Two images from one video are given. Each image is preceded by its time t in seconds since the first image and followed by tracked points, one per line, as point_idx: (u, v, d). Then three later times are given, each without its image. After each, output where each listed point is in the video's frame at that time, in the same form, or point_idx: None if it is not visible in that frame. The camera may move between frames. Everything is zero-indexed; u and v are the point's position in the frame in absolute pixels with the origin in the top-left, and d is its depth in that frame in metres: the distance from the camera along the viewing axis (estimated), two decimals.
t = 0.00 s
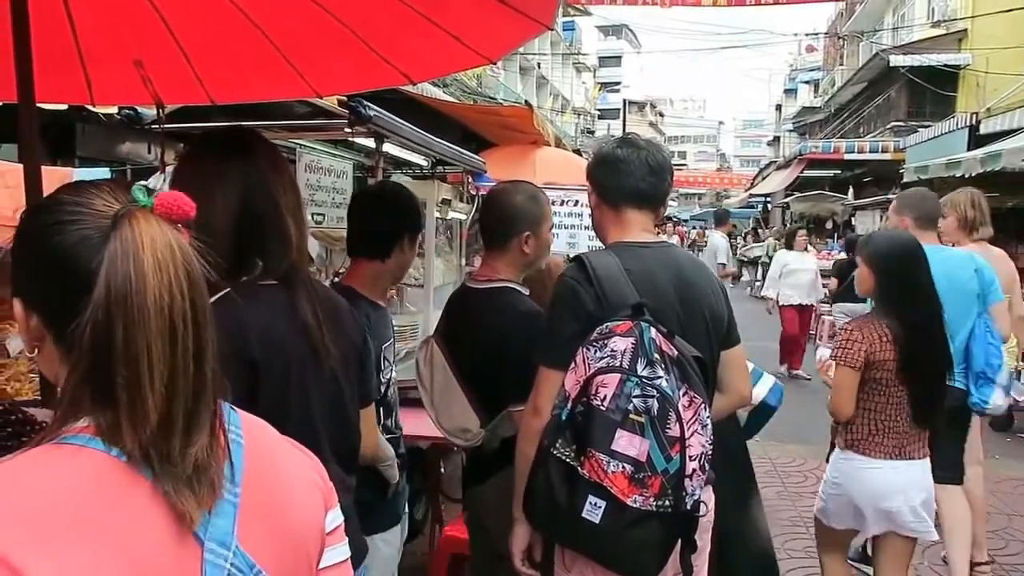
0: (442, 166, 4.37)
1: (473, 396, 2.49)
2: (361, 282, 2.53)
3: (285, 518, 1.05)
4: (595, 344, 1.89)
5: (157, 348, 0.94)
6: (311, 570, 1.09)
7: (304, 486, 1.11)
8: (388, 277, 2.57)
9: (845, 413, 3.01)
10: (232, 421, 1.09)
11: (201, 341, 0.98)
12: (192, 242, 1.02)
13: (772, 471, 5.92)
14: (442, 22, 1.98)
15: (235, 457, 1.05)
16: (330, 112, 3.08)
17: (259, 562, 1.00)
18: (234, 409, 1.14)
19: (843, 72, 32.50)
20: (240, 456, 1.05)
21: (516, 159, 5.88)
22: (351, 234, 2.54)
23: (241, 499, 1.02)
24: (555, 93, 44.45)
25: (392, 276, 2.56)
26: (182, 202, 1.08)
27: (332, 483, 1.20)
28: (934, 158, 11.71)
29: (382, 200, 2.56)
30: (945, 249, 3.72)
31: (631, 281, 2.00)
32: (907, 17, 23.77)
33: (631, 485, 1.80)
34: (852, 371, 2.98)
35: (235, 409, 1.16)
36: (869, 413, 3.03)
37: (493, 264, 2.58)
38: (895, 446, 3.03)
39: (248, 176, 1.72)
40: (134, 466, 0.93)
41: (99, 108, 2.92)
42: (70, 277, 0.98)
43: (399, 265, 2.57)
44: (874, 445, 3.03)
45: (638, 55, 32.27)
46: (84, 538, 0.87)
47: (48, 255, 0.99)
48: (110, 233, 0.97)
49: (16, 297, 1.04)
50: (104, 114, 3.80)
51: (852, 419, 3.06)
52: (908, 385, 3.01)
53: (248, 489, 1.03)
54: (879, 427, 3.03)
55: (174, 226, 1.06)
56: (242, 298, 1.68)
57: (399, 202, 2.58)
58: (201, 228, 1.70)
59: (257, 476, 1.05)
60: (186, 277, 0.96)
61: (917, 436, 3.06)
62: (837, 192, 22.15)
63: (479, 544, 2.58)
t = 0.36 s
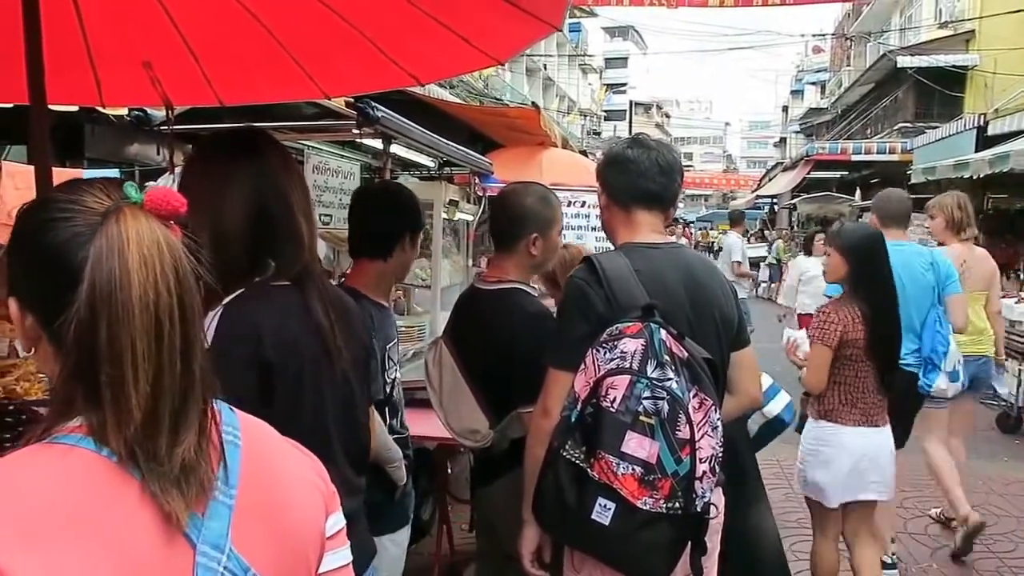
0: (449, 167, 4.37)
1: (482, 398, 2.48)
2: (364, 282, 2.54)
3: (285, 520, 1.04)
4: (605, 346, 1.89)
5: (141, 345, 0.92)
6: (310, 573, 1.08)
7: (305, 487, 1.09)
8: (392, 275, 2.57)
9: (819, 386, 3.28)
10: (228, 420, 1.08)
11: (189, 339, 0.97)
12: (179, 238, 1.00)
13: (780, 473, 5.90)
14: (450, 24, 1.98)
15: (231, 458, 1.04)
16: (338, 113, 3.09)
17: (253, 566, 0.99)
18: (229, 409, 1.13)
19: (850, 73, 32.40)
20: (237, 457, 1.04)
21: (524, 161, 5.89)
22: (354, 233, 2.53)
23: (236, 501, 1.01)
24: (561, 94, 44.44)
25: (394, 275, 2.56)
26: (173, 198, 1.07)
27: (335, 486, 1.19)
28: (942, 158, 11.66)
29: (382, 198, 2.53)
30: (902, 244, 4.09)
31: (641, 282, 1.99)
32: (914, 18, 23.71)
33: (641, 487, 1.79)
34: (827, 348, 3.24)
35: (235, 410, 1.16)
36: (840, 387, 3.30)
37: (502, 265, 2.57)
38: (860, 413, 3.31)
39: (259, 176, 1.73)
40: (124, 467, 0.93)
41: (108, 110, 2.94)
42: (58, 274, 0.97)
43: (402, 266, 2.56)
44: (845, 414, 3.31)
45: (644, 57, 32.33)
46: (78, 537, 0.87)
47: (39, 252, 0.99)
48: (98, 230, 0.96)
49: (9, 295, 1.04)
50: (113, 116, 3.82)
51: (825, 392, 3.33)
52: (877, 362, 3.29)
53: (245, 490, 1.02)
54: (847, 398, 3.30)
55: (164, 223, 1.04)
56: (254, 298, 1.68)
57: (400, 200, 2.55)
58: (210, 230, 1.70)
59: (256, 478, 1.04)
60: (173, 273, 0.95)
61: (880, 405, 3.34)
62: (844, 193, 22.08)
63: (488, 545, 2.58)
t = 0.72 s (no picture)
0: (457, 167, 4.37)
1: (492, 397, 2.49)
2: (371, 281, 2.53)
3: (292, 520, 1.03)
4: (618, 345, 1.89)
5: (140, 340, 0.92)
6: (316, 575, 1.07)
7: (312, 487, 1.09)
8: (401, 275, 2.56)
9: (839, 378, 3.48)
10: (233, 419, 1.08)
11: (190, 335, 0.97)
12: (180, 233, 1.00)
13: (788, 473, 5.89)
14: (460, 23, 1.98)
15: (235, 457, 1.03)
16: (347, 113, 3.10)
17: (256, 569, 0.98)
18: (235, 407, 1.12)
19: (858, 72, 32.31)
20: (241, 457, 1.03)
21: (532, 161, 5.90)
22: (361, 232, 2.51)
23: (239, 502, 0.99)
24: (567, 94, 44.44)
25: (402, 275, 2.55)
26: (176, 194, 1.07)
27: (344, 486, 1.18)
28: (950, 158, 11.64)
29: (393, 197, 2.54)
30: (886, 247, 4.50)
31: (653, 282, 1.99)
32: (921, 17, 23.67)
33: (654, 487, 1.79)
34: (846, 344, 3.47)
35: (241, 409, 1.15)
36: (847, 380, 3.52)
37: (512, 264, 2.57)
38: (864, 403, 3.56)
39: (270, 174, 1.73)
40: (123, 465, 0.93)
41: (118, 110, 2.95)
42: (61, 271, 0.97)
43: (410, 265, 2.56)
44: (853, 403, 3.54)
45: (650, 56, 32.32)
46: (75, 537, 0.87)
47: (42, 249, 0.99)
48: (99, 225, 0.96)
49: (15, 292, 1.04)
50: (124, 116, 3.84)
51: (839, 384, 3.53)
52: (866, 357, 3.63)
53: (249, 490, 1.01)
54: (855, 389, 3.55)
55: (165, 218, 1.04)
56: (264, 297, 1.68)
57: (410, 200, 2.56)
58: (220, 228, 1.71)
59: (262, 478, 1.03)
60: (174, 269, 0.94)
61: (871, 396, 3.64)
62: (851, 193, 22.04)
63: (497, 544, 2.58)
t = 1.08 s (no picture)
0: (466, 164, 4.37)
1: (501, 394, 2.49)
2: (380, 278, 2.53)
3: (306, 518, 1.03)
4: (629, 344, 1.89)
5: (163, 330, 0.93)
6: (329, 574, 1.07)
7: (326, 485, 1.09)
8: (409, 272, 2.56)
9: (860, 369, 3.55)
10: (249, 418, 1.08)
11: (210, 326, 0.98)
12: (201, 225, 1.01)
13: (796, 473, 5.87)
14: (471, 22, 1.98)
15: (249, 454, 1.03)
16: (356, 111, 3.10)
17: (270, 567, 0.98)
18: (250, 404, 1.13)
19: (867, 71, 32.19)
20: (255, 454, 1.03)
21: (540, 159, 5.90)
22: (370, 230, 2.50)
23: (253, 500, 1.00)
24: (575, 92, 44.39)
25: (411, 272, 2.56)
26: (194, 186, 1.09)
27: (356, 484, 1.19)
28: (960, 158, 11.58)
29: (400, 194, 2.53)
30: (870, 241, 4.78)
31: (664, 280, 1.99)
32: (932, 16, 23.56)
33: (666, 486, 1.79)
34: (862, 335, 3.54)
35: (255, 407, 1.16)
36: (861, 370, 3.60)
37: (521, 262, 2.58)
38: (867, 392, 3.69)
39: (280, 170, 1.73)
40: (139, 463, 0.92)
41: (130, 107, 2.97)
42: (79, 264, 0.97)
43: (419, 263, 2.56)
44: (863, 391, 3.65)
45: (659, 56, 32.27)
46: (85, 535, 0.86)
47: (59, 242, 0.99)
48: (120, 218, 0.97)
49: (31, 287, 1.04)
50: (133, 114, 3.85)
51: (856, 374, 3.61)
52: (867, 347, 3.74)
53: (263, 488, 1.01)
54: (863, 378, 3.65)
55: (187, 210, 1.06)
56: (272, 294, 1.69)
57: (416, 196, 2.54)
58: (230, 224, 1.72)
59: (277, 477, 1.03)
60: (196, 260, 0.96)
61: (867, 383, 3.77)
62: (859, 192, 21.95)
63: (506, 541, 2.58)
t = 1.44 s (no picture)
0: (473, 164, 4.37)
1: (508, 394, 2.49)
2: (386, 278, 2.53)
3: (324, 517, 1.04)
4: (636, 344, 1.88)
5: (207, 323, 0.95)
6: (345, 571, 1.08)
7: (342, 483, 1.10)
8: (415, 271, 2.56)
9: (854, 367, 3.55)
10: (268, 417, 1.09)
11: (246, 319, 1.01)
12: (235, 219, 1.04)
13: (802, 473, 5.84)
14: (479, 21, 1.98)
15: (268, 453, 1.04)
16: (364, 110, 3.11)
17: (290, 564, 0.98)
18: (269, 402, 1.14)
19: (875, 71, 32.04)
20: (274, 453, 1.04)
21: (546, 158, 5.90)
22: (374, 230, 2.50)
23: (274, 499, 1.00)
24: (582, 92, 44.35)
25: (417, 271, 2.56)
26: (224, 183, 1.12)
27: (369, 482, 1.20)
28: (969, 158, 11.52)
29: (403, 192, 2.52)
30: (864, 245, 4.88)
31: (671, 280, 1.99)
32: (941, 15, 23.43)
33: (672, 485, 1.79)
34: (857, 334, 3.56)
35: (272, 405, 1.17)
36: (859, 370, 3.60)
37: (528, 262, 2.58)
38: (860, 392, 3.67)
39: (290, 168, 1.73)
40: (167, 461, 0.92)
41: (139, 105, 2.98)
42: (112, 260, 0.98)
43: (424, 261, 2.55)
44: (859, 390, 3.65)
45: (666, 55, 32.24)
46: (108, 535, 0.85)
47: (91, 238, 0.99)
48: (156, 213, 0.98)
49: (57, 284, 1.04)
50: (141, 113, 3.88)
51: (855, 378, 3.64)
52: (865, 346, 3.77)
53: (283, 486, 1.02)
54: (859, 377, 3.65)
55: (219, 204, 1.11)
56: (281, 294, 1.70)
57: (419, 195, 2.52)
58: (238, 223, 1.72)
59: (295, 475, 1.04)
60: (234, 254, 0.98)
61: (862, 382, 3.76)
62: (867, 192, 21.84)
63: (512, 540, 2.59)
